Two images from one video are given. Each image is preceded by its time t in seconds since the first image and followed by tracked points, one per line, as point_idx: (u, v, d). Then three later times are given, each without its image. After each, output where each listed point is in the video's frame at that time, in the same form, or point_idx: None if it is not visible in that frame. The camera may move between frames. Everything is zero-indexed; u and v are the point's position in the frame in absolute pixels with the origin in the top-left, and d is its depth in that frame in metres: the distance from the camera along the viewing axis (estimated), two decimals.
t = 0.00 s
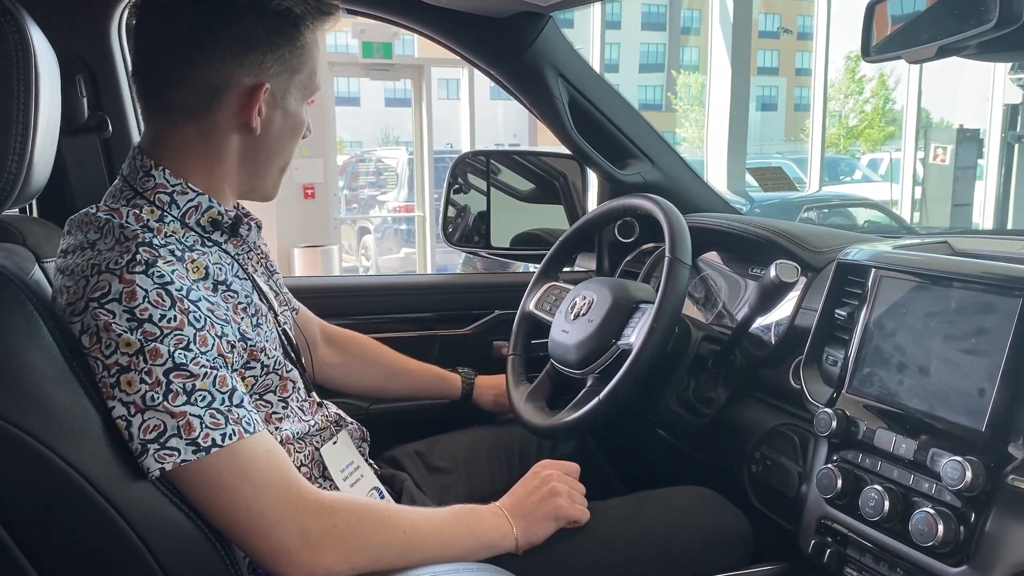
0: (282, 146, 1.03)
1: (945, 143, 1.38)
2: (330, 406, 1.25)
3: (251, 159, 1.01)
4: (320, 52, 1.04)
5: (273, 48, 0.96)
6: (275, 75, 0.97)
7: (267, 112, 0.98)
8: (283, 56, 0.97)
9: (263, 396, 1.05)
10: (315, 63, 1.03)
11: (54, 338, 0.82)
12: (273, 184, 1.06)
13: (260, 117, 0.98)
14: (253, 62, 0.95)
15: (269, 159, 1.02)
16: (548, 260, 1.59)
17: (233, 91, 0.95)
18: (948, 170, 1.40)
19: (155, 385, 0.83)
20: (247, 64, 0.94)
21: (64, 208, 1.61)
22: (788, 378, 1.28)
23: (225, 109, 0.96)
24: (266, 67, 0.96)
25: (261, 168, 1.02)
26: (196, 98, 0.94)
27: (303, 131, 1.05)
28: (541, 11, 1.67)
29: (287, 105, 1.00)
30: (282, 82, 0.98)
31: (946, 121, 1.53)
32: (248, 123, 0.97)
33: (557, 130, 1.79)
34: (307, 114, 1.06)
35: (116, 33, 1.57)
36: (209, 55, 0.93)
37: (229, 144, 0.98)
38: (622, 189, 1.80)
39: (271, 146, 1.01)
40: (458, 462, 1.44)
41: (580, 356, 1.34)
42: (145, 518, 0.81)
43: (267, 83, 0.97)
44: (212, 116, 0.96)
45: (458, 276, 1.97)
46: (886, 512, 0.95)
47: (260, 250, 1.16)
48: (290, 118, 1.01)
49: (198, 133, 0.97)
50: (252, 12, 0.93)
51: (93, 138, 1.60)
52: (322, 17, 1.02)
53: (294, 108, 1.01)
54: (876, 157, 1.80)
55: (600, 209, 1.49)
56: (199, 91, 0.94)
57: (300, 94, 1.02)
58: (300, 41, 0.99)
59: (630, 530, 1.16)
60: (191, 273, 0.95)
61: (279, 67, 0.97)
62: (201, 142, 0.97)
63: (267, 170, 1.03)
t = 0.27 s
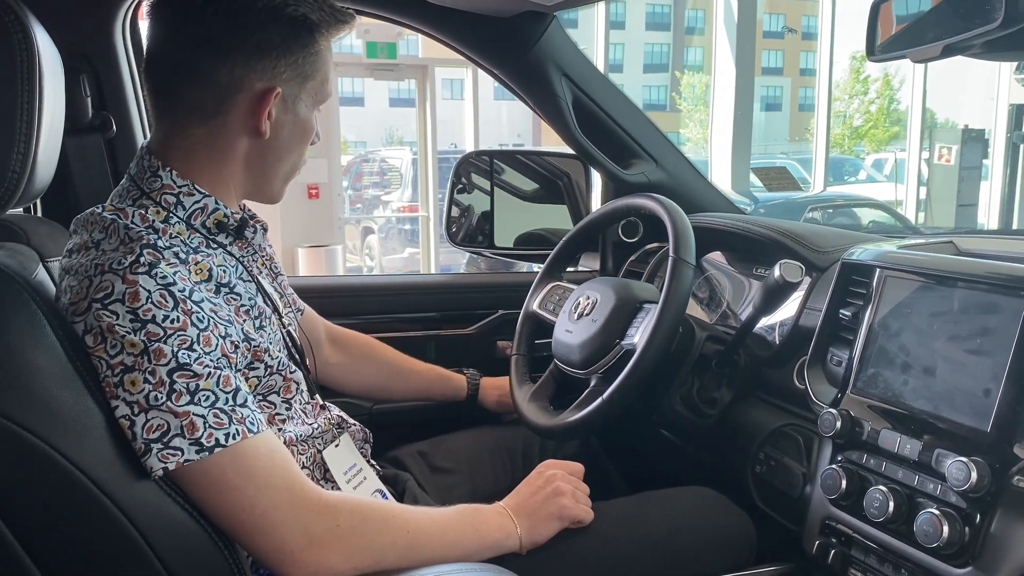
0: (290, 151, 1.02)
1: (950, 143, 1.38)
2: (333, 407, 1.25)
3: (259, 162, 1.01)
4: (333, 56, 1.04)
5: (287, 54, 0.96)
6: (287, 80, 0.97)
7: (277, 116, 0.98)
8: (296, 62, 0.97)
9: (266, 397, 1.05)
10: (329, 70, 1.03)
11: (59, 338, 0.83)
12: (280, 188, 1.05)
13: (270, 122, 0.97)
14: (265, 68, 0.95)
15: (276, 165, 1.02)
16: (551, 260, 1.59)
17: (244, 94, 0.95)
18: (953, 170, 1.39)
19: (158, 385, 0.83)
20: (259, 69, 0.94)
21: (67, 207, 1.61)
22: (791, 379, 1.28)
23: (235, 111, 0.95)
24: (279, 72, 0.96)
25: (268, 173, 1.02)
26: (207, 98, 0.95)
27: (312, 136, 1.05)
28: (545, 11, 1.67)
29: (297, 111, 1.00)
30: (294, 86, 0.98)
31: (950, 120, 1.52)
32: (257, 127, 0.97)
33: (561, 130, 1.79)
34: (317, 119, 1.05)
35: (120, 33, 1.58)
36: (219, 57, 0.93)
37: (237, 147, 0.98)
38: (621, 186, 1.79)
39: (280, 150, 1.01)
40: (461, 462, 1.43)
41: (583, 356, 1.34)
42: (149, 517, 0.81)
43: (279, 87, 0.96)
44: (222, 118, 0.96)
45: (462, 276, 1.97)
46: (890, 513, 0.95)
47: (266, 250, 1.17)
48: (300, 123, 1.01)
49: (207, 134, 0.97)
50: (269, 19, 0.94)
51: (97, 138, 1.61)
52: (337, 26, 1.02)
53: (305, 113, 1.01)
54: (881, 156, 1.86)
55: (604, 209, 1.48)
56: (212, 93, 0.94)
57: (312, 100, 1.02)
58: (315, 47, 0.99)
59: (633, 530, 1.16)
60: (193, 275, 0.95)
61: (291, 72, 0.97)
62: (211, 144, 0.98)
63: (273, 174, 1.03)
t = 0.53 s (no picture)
0: (292, 152, 1.02)
1: (954, 143, 1.38)
2: (336, 406, 1.25)
3: (262, 163, 1.01)
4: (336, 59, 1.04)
5: (287, 57, 0.96)
6: (288, 83, 0.97)
7: (279, 119, 0.98)
8: (298, 64, 0.97)
9: (270, 396, 1.05)
10: (333, 72, 1.04)
11: (63, 338, 0.83)
12: (282, 190, 1.06)
13: (271, 124, 0.98)
14: (267, 72, 0.95)
15: (277, 169, 1.02)
16: (555, 260, 1.59)
17: (246, 97, 0.95)
18: (957, 171, 1.39)
19: (162, 384, 0.84)
20: (260, 73, 0.95)
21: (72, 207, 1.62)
22: (795, 379, 1.28)
23: (235, 112, 0.96)
24: (280, 75, 0.96)
25: (270, 173, 1.02)
26: (208, 101, 0.95)
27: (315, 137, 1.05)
28: (548, 11, 1.67)
29: (299, 113, 1.00)
30: (295, 89, 0.98)
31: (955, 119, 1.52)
32: (258, 130, 0.97)
33: (564, 130, 1.79)
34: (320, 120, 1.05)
35: (124, 33, 1.58)
36: (225, 59, 0.93)
37: (238, 150, 0.99)
38: (627, 187, 1.80)
39: (282, 151, 1.01)
40: (464, 462, 1.44)
41: (587, 355, 1.34)
42: (152, 517, 0.81)
43: (280, 90, 0.97)
44: (224, 120, 0.96)
45: (465, 276, 1.97)
46: (894, 513, 0.94)
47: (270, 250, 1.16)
48: (302, 126, 1.01)
49: (208, 136, 0.97)
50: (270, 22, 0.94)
51: (101, 138, 1.61)
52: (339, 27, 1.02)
53: (307, 116, 1.01)
54: (886, 156, 1.78)
55: (607, 209, 1.49)
56: (213, 95, 0.95)
57: (315, 102, 1.02)
58: (317, 49, 0.99)
59: (637, 530, 1.16)
60: (197, 274, 0.95)
61: (292, 75, 0.97)
62: (212, 145, 0.98)
63: (276, 176, 1.03)
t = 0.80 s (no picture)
0: (295, 157, 1.02)
1: (959, 144, 1.37)
2: (339, 407, 1.25)
3: (264, 166, 1.01)
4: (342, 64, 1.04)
5: (290, 61, 0.96)
6: (289, 87, 0.97)
7: (280, 122, 0.98)
8: (301, 68, 0.97)
9: (273, 396, 1.05)
10: (337, 76, 1.03)
11: (66, 337, 0.83)
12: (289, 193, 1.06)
13: (272, 127, 0.98)
14: (269, 76, 0.95)
15: (279, 172, 1.02)
16: (558, 260, 1.59)
17: (248, 99, 0.95)
18: (962, 170, 1.39)
19: (165, 384, 0.84)
20: (263, 76, 0.95)
21: (76, 207, 1.62)
22: (799, 379, 1.28)
23: (237, 115, 0.96)
24: (282, 78, 0.96)
25: (272, 177, 1.02)
26: (210, 104, 0.95)
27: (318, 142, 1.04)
28: (552, 11, 1.67)
29: (302, 117, 1.00)
30: (298, 94, 0.98)
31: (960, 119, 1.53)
32: (259, 133, 0.97)
33: (568, 130, 1.79)
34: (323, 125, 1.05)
35: (128, 33, 1.59)
36: (229, 62, 0.93)
37: (238, 152, 0.99)
38: (631, 186, 1.80)
39: (284, 154, 1.01)
40: (466, 462, 1.43)
41: (590, 356, 1.34)
42: (155, 515, 0.81)
43: (281, 94, 0.96)
44: (225, 121, 0.96)
45: (468, 276, 1.97)
46: (897, 514, 0.94)
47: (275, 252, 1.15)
48: (304, 130, 1.01)
49: (210, 138, 0.97)
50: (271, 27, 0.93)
51: (105, 138, 1.62)
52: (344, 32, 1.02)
53: (310, 119, 1.01)
54: (889, 157, 1.80)
55: (611, 208, 1.48)
56: (214, 99, 0.95)
57: (319, 106, 1.02)
58: (319, 53, 0.98)
59: (639, 529, 1.16)
60: (200, 276, 0.95)
61: (294, 79, 0.97)
62: (212, 147, 0.98)
63: (278, 180, 1.03)
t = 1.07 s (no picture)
0: (291, 143, 1.02)
1: (961, 144, 1.35)
2: (339, 407, 1.25)
3: (260, 155, 1.01)
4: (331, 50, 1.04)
5: (277, 43, 0.96)
6: (279, 70, 0.97)
7: (273, 107, 0.98)
8: (288, 50, 0.97)
9: (272, 397, 1.05)
10: (325, 59, 1.03)
11: (65, 337, 0.83)
12: (287, 183, 1.05)
13: (265, 113, 0.97)
14: (257, 60, 0.95)
15: (276, 159, 1.01)
16: (560, 260, 1.59)
17: (238, 86, 0.95)
18: (965, 171, 1.37)
19: (164, 384, 0.84)
20: (252, 60, 0.95)
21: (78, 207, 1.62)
22: (800, 380, 1.27)
23: (229, 102, 0.96)
24: (270, 62, 0.96)
25: (270, 165, 1.02)
26: (201, 95, 0.95)
27: (313, 127, 1.04)
28: (553, 11, 1.66)
29: (294, 102, 1.00)
30: (288, 76, 0.98)
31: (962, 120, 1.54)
32: (253, 120, 0.97)
33: (569, 130, 1.79)
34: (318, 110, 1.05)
35: (129, 32, 1.59)
36: (219, 52, 0.94)
37: (234, 143, 0.99)
38: (632, 187, 1.80)
39: (279, 140, 1.00)
40: (467, 462, 1.43)
41: (591, 356, 1.34)
42: (155, 515, 0.81)
43: (270, 78, 0.96)
44: (218, 111, 0.96)
45: (470, 276, 1.97)
46: (899, 515, 0.94)
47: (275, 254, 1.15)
48: (298, 114, 1.01)
49: (204, 132, 0.97)
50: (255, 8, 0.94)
51: (107, 138, 1.62)
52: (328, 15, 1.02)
53: (302, 104, 1.01)
54: (893, 157, 1.84)
55: (613, 208, 1.48)
56: (205, 89, 0.95)
57: (309, 90, 1.02)
58: (304, 33, 0.98)
59: (640, 529, 1.15)
60: (199, 275, 0.95)
61: (283, 61, 0.97)
62: (208, 141, 0.98)
63: (276, 168, 1.02)
